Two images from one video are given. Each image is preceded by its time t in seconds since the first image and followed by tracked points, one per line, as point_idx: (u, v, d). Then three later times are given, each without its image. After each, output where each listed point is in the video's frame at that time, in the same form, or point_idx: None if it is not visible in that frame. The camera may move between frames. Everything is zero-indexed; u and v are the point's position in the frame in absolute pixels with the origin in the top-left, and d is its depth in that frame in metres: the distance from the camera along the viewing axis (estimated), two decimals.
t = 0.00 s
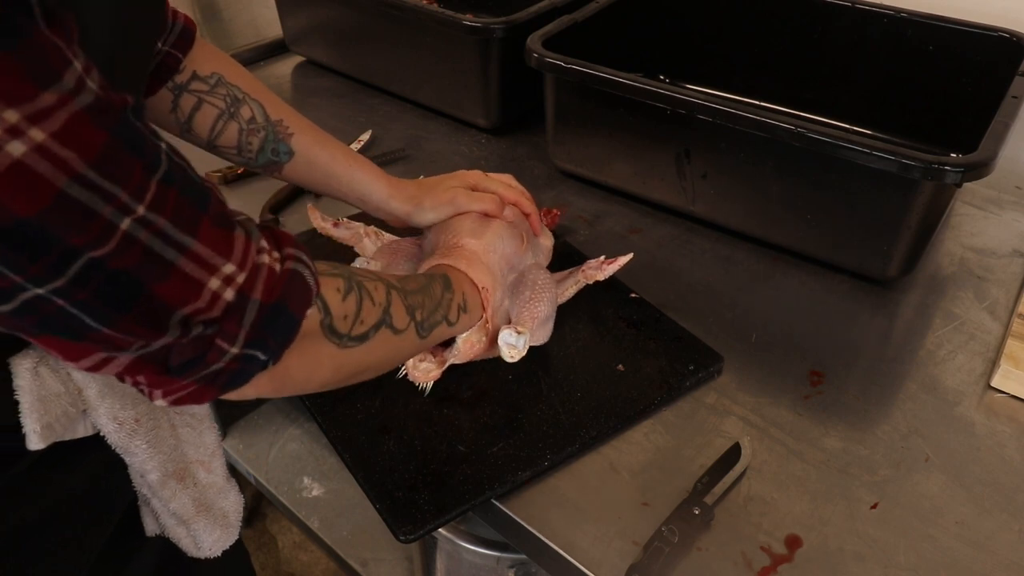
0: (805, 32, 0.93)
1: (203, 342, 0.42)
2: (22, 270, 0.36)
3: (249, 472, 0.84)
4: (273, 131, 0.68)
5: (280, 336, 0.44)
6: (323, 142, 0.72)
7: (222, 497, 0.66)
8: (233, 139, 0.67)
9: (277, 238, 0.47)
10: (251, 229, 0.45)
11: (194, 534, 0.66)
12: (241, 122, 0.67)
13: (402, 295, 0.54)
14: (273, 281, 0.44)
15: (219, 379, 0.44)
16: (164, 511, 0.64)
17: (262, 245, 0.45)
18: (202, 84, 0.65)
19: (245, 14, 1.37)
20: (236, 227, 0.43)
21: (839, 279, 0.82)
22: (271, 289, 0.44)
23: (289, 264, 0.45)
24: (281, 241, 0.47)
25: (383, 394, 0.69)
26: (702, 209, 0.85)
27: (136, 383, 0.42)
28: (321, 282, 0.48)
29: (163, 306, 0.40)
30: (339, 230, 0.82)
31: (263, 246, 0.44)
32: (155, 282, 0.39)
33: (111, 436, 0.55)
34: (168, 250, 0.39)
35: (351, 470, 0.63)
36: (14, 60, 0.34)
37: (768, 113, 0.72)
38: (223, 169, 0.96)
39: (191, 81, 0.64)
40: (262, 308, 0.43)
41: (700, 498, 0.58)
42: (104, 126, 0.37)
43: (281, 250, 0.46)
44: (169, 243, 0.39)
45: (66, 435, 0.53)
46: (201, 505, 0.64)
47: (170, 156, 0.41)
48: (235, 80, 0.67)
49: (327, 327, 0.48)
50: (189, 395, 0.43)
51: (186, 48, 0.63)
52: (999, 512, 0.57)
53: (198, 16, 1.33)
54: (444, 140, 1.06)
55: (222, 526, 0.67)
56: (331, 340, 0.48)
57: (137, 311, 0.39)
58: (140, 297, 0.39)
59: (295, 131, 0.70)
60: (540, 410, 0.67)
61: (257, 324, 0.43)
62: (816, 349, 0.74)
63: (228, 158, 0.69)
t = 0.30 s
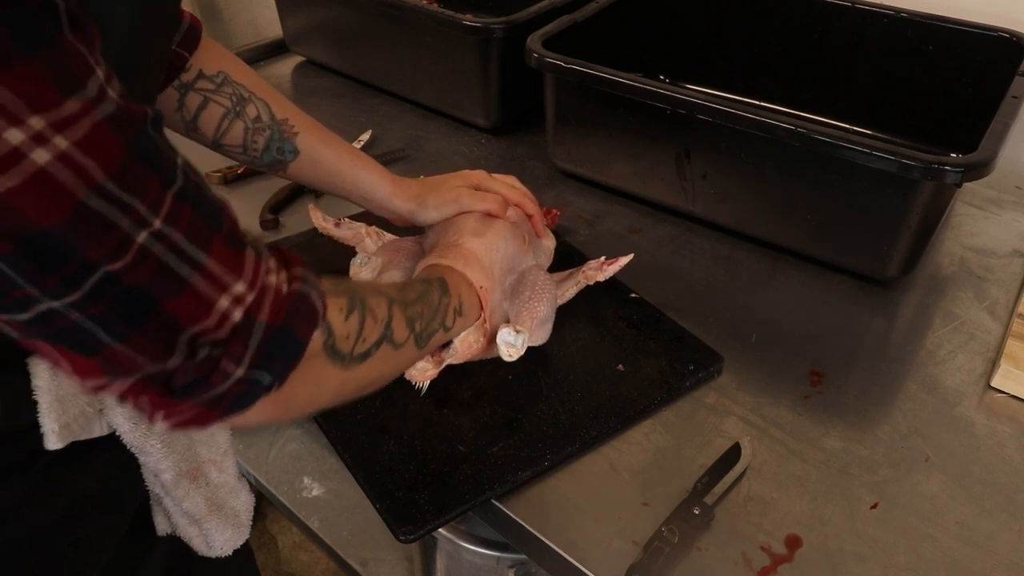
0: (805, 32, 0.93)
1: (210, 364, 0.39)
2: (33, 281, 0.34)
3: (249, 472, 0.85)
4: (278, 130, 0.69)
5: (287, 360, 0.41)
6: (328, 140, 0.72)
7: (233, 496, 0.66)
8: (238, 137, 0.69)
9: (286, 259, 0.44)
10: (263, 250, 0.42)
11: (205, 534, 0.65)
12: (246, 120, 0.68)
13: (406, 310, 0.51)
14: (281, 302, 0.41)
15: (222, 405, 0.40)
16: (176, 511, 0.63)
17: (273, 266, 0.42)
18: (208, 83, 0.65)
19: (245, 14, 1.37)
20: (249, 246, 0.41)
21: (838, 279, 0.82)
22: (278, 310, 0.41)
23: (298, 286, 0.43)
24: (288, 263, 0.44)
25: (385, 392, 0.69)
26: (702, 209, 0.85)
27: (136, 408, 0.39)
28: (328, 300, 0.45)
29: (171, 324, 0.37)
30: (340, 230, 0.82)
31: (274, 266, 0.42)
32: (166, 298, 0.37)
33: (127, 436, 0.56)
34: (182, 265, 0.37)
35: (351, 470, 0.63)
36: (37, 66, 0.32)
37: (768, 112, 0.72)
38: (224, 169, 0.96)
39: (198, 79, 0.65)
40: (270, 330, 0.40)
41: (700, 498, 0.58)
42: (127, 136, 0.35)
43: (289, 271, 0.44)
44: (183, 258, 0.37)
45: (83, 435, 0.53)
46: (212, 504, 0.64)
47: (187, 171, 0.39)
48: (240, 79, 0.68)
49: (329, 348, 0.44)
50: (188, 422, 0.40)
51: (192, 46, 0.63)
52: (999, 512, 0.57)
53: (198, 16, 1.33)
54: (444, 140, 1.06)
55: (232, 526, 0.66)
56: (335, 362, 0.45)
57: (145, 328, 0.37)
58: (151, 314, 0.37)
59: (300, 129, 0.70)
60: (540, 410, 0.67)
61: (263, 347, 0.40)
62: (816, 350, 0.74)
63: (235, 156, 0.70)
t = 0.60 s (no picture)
0: (805, 32, 0.93)
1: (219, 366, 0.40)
2: (47, 278, 0.34)
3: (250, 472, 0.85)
4: (256, 134, 0.70)
5: (292, 361, 0.42)
6: (309, 144, 0.73)
7: (242, 496, 0.65)
8: (217, 138, 0.69)
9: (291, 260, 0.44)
10: (270, 250, 0.42)
11: (216, 533, 0.65)
12: (224, 123, 0.68)
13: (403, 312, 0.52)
14: (287, 304, 0.42)
15: (230, 405, 0.41)
16: (186, 510, 0.63)
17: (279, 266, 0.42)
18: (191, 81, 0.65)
19: (245, 14, 1.37)
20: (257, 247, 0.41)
21: (838, 278, 0.82)
22: (285, 312, 0.41)
23: (303, 287, 0.43)
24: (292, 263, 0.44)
25: (387, 393, 0.69)
26: (701, 209, 0.85)
27: (145, 407, 0.40)
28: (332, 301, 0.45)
29: (184, 325, 0.38)
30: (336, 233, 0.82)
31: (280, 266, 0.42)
32: (179, 300, 0.37)
33: (140, 437, 0.55)
34: (195, 266, 0.37)
35: (350, 472, 0.63)
36: (60, 62, 0.33)
37: (768, 113, 0.72)
38: (223, 169, 0.96)
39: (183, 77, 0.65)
40: (277, 332, 0.41)
41: (700, 498, 0.58)
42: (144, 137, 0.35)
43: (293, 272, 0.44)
44: (195, 258, 0.37)
45: (96, 435, 0.53)
46: (224, 505, 0.63)
47: (197, 174, 0.39)
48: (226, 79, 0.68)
49: (331, 350, 0.45)
50: (197, 421, 0.41)
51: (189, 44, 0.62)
52: (999, 512, 0.57)
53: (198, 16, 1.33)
54: (444, 140, 1.06)
55: (241, 525, 0.66)
56: (339, 365, 0.46)
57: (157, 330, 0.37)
58: (163, 315, 0.37)
59: (277, 136, 0.71)
60: (540, 412, 0.67)
61: (270, 350, 0.41)
62: (816, 349, 0.73)
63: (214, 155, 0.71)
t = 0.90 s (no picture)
0: (805, 32, 0.93)
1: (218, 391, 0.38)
2: (37, 291, 0.33)
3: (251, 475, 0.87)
4: (279, 142, 0.74)
5: (294, 388, 0.40)
6: (328, 150, 0.76)
7: (250, 501, 0.64)
8: (241, 142, 0.74)
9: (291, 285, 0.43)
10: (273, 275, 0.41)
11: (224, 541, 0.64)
12: (250, 128, 0.72)
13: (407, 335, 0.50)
14: (287, 328, 0.40)
15: (228, 436, 0.39)
16: (193, 514, 0.62)
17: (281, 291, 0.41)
18: (216, 86, 0.70)
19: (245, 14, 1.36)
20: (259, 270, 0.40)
21: (838, 278, 0.82)
22: (285, 337, 0.40)
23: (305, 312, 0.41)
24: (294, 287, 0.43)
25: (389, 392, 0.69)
26: (701, 209, 0.85)
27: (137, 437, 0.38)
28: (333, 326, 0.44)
29: (180, 347, 0.37)
30: (335, 235, 0.81)
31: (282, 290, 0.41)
32: (176, 319, 0.36)
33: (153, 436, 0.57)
34: (193, 284, 0.36)
35: (354, 474, 0.63)
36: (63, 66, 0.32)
37: (768, 112, 0.72)
38: (224, 170, 0.96)
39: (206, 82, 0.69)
40: (278, 357, 0.40)
41: (700, 498, 0.58)
42: (145, 150, 0.35)
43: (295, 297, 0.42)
44: (192, 277, 0.36)
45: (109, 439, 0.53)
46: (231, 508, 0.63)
47: (200, 193, 0.38)
48: (251, 86, 0.72)
49: (334, 378, 0.44)
50: (193, 455, 0.39)
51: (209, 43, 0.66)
52: (999, 512, 0.57)
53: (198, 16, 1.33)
54: (444, 140, 1.06)
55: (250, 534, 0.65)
56: (342, 394, 0.44)
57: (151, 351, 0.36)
58: (157, 335, 0.36)
59: (301, 145, 0.75)
60: (543, 412, 0.67)
61: (271, 376, 0.39)
62: (816, 349, 0.73)
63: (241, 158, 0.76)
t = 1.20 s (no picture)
0: (805, 32, 0.93)
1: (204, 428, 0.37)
2: (18, 312, 0.32)
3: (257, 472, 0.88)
4: (279, 142, 0.74)
5: (284, 425, 0.39)
6: (328, 150, 0.76)
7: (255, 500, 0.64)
8: (241, 143, 0.74)
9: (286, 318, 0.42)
10: (267, 307, 0.41)
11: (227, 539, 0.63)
12: (250, 129, 0.73)
13: (406, 365, 0.50)
14: (279, 362, 0.40)
15: (214, 476, 0.38)
16: (198, 514, 0.61)
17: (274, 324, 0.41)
18: (217, 88, 0.70)
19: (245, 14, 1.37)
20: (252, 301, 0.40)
21: (838, 278, 0.82)
22: (276, 371, 0.39)
23: (298, 346, 0.41)
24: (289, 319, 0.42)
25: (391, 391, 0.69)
26: (701, 209, 0.85)
27: (117, 478, 0.37)
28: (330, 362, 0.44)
29: (167, 379, 0.36)
30: (335, 235, 0.80)
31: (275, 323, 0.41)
32: (163, 347, 0.36)
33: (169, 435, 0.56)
34: (181, 312, 0.36)
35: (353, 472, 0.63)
36: (54, 81, 0.32)
37: (768, 113, 0.72)
38: (224, 170, 0.97)
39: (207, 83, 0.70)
40: (268, 392, 0.39)
41: (700, 498, 0.59)
42: (135, 168, 0.35)
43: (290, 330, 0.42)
44: (180, 303, 0.36)
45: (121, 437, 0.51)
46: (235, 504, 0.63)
47: (193, 220, 0.38)
48: (251, 87, 0.72)
49: (329, 414, 0.43)
50: (176, 496, 0.38)
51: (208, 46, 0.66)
52: (1000, 512, 0.57)
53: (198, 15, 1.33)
54: (444, 140, 1.06)
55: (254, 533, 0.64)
56: (337, 431, 0.44)
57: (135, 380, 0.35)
58: (142, 363, 0.35)
59: (301, 146, 0.75)
60: (543, 412, 0.67)
61: (260, 412, 0.38)
62: (816, 349, 0.73)
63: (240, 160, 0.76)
